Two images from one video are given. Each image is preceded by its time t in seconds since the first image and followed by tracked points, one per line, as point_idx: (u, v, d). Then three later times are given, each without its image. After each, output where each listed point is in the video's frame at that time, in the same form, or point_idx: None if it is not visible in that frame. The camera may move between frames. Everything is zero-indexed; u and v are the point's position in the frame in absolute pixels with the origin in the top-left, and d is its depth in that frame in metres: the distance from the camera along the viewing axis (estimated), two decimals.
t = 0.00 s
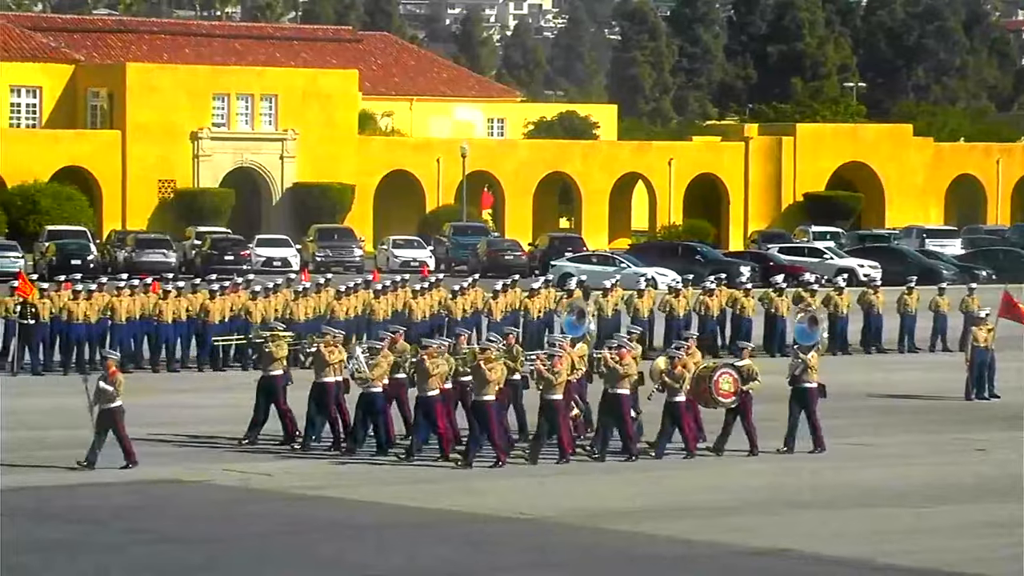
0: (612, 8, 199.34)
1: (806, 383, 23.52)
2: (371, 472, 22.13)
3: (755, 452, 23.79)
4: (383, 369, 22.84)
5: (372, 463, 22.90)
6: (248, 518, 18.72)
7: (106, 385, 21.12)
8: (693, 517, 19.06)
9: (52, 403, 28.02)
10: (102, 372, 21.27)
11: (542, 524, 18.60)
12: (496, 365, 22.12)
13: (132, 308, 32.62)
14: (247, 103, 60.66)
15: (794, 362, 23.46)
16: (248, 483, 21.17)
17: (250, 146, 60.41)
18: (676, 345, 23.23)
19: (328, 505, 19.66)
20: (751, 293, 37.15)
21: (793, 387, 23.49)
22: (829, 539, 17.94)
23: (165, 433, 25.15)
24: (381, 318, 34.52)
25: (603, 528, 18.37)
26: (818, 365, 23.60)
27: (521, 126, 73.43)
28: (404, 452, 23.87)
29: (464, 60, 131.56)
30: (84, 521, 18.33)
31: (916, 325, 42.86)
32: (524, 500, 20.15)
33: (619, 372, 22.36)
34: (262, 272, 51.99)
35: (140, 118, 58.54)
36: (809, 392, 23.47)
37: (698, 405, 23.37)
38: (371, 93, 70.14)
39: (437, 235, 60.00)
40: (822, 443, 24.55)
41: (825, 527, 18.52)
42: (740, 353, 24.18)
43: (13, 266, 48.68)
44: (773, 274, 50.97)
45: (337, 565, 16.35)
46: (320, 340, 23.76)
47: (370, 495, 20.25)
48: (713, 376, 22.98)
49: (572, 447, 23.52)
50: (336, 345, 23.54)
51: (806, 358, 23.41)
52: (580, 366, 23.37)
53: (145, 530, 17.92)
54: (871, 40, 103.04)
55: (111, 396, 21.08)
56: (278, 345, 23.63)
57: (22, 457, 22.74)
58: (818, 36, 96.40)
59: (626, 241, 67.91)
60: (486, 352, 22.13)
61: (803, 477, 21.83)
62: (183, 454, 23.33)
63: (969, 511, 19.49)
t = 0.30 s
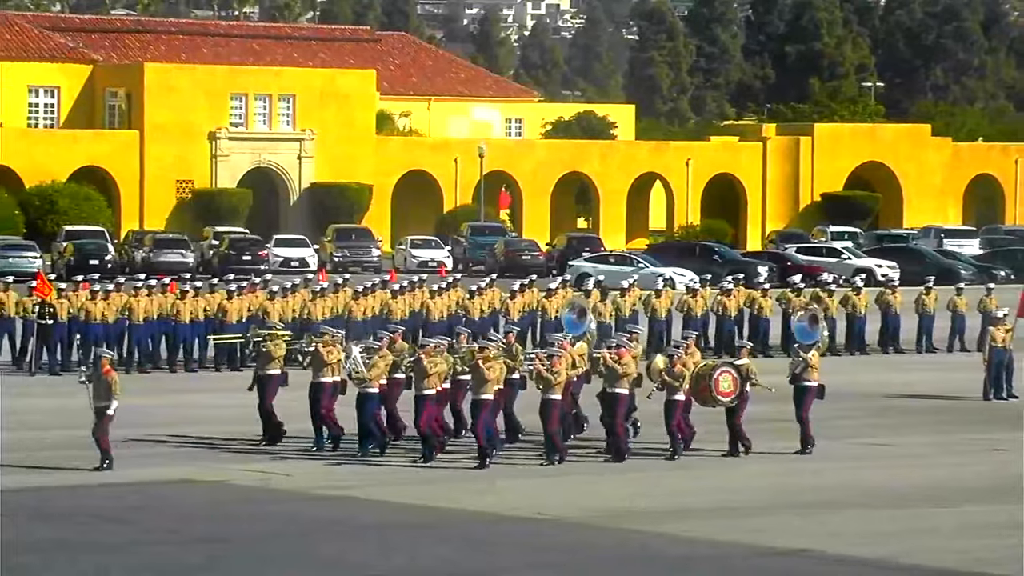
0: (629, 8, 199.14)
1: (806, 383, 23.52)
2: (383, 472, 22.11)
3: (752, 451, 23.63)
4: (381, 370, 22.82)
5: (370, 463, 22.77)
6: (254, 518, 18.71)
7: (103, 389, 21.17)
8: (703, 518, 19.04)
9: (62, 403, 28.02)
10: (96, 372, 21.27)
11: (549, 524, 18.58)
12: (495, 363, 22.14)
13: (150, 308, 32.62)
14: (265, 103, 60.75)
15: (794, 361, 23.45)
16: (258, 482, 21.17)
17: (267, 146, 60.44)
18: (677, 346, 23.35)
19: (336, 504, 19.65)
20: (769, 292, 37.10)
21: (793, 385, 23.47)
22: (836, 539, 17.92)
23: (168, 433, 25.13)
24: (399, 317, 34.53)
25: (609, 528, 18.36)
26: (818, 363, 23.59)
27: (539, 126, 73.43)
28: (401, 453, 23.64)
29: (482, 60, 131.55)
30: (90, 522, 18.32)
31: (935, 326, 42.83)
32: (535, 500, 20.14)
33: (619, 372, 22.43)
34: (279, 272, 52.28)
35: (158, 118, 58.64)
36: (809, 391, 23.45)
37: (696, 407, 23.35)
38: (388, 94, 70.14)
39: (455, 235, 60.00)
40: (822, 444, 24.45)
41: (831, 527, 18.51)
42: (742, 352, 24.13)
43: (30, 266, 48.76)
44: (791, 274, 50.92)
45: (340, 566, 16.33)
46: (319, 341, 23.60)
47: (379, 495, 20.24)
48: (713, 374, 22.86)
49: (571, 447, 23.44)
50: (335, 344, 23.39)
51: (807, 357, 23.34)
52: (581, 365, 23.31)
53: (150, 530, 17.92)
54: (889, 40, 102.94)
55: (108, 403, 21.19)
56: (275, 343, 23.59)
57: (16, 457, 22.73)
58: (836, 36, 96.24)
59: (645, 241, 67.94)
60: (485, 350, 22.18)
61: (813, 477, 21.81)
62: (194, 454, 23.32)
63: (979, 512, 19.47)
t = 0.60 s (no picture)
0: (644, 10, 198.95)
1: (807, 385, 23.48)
2: (392, 473, 22.14)
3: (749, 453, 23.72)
4: (379, 372, 22.89)
5: (366, 463, 22.90)
6: (257, 518, 18.73)
7: (97, 391, 21.05)
8: (713, 518, 19.03)
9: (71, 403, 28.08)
10: (90, 374, 21.17)
11: (553, 523, 18.57)
12: (494, 366, 22.14)
13: (165, 308, 32.68)
14: (280, 102, 60.84)
15: (794, 364, 23.39)
16: (263, 482, 21.18)
17: (282, 146, 60.52)
18: (678, 346, 23.21)
19: (341, 504, 19.65)
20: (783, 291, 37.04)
21: (793, 388, 23.41)
22: (842, 539, 17.91)
23: (171, 433, 25.17)
24: (413, 318, 34.49)
25: (613, 528, 18.36)
26: (818, 366, 23.54)
27: (554, 126, 73.47)
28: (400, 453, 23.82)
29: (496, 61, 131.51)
30: (93, 522, 18.35)
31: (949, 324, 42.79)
32: (540, 500, 20.14)
33: (618, 374, 22.44)
34: (294, 272, 52.23)
35: (173, 118, 58.73)
36: (810, 393, 23.41)
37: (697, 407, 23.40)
38: (404, 93, 70.18)
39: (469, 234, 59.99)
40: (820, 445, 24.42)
41: (844, 528, 18.49)
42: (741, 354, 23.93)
43: (46, 266, 48.84)
44: (806, 274, 50.87)
45: (341, 565, 16.34)
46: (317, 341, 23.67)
47: (385, 495, 20.25)
48: (713, 377, 22.87)
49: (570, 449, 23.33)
50: (333, 345, 23.50)
51: (807, 359, 23.33)
52: (581, 368, 23.27)
53: (152, 530, 17.94)
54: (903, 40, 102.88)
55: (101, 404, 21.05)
56: (273, 346, 23.59)
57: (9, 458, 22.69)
58: (851, 36, 96.10)
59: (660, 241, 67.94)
60: (484, 353, 22.16)
61: (820, 477, 21.79)
62: (201, 454, 23.34)
63: (986, 512, 19.44)
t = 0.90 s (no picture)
0: (660, 10, 198.84)
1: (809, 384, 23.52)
2: (412, 472, 22.15)
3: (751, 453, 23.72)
4: (378, 374, 22.97)
5: (364, 463, 22.80)
6: (260, 518, 18.72)
7: (91, 389, 21.02)
8: (730, 518, 19.02)
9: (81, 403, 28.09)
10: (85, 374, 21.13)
11: (558, 523, 18.55)
12: (492, 364, 22.19)
13: (183, 309, 32.63)
14: (298, 103, 60.79)
15: (795, 362, 23.48)
16: (269, 482, 21.16)
17: (301, 146, 60.52)
18: (678, 346, 23.37)
19: (357, 505, 19.65)
20: (801, 292, 36.98)
21: (794, 388, 23.48)
22: (848, 539, 17.87)
23: (188, 433, 25.15)
24: (431, 318, 34.41)
25: (624, 528, 18.33)
26: (820, 364, 23.60)
27: (572, 126, 73.50)
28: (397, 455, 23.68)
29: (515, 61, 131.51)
30: (95, 522, 18.34)
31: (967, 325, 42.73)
32: (554, 500, 20.12)
33: (619, 373, 22.40)
34: (312, 272, 52.30)
35: (190, 118, 58.74)
36: (811, 392, 23.43)
37: (697, 407, 23.54)
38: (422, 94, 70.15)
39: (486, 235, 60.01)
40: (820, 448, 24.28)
41: (861, 528, 18.47)
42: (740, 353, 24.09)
43: (63, 266, 48.85)
44: (824, 274, 50.78)
45: (343, 565, 16.33)
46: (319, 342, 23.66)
47: (391, 496, 20.22)
48: (712, 375, 22.86)
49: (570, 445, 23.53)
50: (334, 344, 23.47)
51: (809, 357, 23.38)
52: (581, 364, 23.60)
53: (154, 529, 17.94)
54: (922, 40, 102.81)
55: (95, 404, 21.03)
56: (273, 345, 23.69)
57: (13, 459, 22.59)
58: (869, 36, 96.01)
59: (677, 241, 67.84)
60: (481, 352, 22.23)
61: (836, 477, 21.76)
62: (219, 453, 23.38)
63: (995, 512, 19.40)
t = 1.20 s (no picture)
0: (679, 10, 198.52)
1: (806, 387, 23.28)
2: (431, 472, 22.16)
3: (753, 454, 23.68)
4: (373, 376, 23.00)
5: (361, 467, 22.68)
6: (265, 518, 18.73)
7: (82, 395, 20.79)
8: (745, 518, 19.01)
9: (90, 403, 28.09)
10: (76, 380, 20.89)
11: (562, 523, 18.54)
12: (487, 366, 22.03)
13: (202, 309, 32.68)
14: (317, 103, 60.88)
15: (794, 364, 23.21)
16: (277, 483, 21.18)
17: (319, 146, 60.57)
18: (675, 349, 23.37)
19: (373, 505, 19.66)
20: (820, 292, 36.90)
21: (793, 391, 23.24)
22: (859, 539, 17.86)
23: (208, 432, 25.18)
24: (450, 317, 34.43)
25: (638, 528, 18.33)
26: (818, 368, 23.34)
27: (591, 126, 73.52)
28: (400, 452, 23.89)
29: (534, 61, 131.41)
30: (96, 521, 18.37)
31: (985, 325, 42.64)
32: (570, 500, 20.11)
33: (617, 374, 22.26)
34: (331, 272, 52.39)
35: (210, 118, 58.78)
36: (810, 395, 23.23)
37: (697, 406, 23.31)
38: (442, 94, 70.20)
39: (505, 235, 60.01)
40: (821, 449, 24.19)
41: (876, 528, 18.46)
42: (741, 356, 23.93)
43: (82, 266, 48.90)
44: (843, 274, 50.71)
45: (357, 564, 16.36)
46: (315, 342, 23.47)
47: (397, 497, 20.20)
48: (710, 378, 22.75)
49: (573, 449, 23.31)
50: (332, 346, 23.25)
51: (807, 359, 23.14)
52: (581, 368, 23.41)
53: (155, 529, 17.96)
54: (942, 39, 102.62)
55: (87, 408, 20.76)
56: (271, 348, 23.80)
57: (8, 461, 22.38)
58: (889, 35, 95.87)
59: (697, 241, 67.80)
60: (476, 354, 22.06)
61: (854, 477, 21.74)
62: (237, 453, 23.42)
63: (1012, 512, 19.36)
